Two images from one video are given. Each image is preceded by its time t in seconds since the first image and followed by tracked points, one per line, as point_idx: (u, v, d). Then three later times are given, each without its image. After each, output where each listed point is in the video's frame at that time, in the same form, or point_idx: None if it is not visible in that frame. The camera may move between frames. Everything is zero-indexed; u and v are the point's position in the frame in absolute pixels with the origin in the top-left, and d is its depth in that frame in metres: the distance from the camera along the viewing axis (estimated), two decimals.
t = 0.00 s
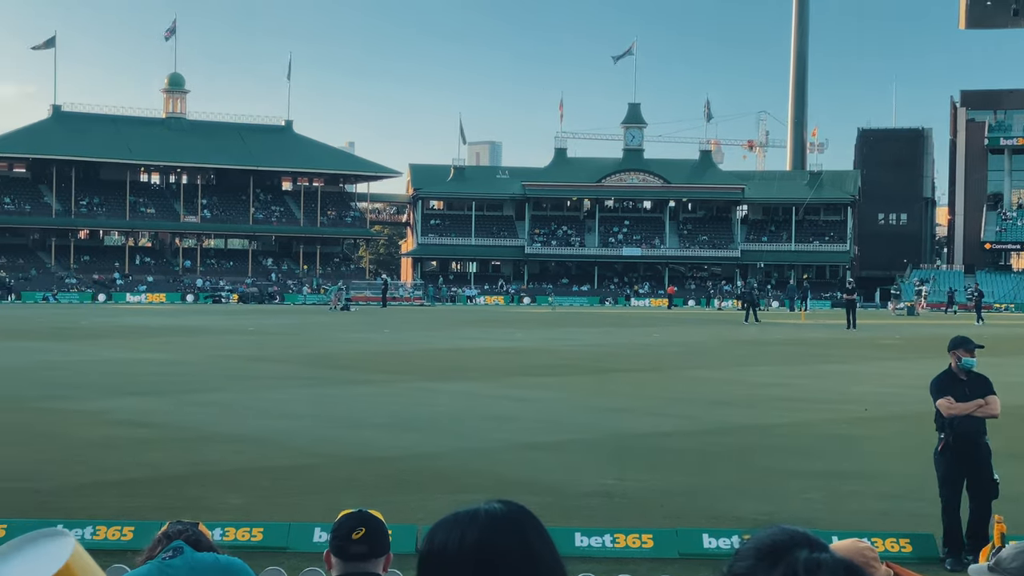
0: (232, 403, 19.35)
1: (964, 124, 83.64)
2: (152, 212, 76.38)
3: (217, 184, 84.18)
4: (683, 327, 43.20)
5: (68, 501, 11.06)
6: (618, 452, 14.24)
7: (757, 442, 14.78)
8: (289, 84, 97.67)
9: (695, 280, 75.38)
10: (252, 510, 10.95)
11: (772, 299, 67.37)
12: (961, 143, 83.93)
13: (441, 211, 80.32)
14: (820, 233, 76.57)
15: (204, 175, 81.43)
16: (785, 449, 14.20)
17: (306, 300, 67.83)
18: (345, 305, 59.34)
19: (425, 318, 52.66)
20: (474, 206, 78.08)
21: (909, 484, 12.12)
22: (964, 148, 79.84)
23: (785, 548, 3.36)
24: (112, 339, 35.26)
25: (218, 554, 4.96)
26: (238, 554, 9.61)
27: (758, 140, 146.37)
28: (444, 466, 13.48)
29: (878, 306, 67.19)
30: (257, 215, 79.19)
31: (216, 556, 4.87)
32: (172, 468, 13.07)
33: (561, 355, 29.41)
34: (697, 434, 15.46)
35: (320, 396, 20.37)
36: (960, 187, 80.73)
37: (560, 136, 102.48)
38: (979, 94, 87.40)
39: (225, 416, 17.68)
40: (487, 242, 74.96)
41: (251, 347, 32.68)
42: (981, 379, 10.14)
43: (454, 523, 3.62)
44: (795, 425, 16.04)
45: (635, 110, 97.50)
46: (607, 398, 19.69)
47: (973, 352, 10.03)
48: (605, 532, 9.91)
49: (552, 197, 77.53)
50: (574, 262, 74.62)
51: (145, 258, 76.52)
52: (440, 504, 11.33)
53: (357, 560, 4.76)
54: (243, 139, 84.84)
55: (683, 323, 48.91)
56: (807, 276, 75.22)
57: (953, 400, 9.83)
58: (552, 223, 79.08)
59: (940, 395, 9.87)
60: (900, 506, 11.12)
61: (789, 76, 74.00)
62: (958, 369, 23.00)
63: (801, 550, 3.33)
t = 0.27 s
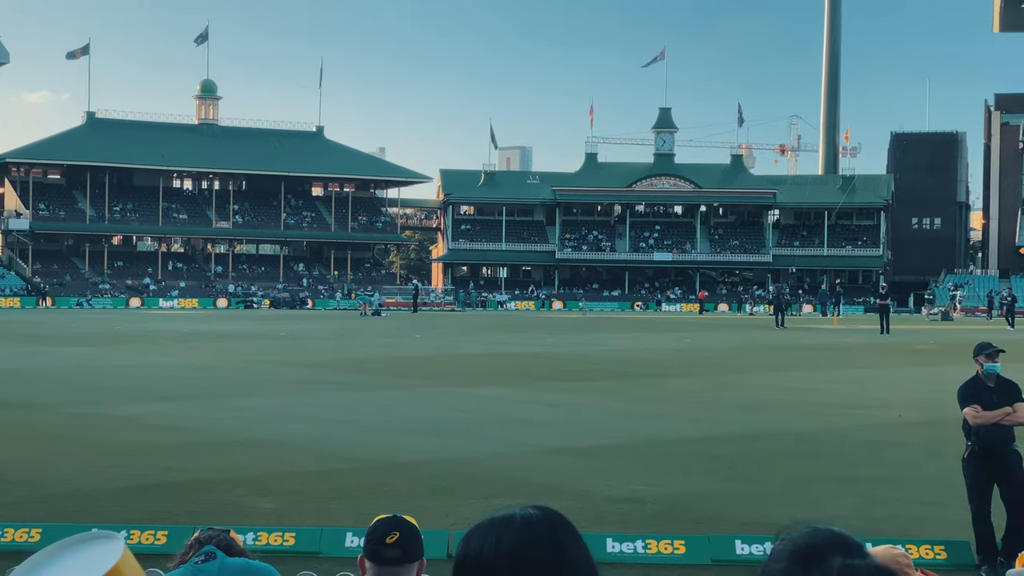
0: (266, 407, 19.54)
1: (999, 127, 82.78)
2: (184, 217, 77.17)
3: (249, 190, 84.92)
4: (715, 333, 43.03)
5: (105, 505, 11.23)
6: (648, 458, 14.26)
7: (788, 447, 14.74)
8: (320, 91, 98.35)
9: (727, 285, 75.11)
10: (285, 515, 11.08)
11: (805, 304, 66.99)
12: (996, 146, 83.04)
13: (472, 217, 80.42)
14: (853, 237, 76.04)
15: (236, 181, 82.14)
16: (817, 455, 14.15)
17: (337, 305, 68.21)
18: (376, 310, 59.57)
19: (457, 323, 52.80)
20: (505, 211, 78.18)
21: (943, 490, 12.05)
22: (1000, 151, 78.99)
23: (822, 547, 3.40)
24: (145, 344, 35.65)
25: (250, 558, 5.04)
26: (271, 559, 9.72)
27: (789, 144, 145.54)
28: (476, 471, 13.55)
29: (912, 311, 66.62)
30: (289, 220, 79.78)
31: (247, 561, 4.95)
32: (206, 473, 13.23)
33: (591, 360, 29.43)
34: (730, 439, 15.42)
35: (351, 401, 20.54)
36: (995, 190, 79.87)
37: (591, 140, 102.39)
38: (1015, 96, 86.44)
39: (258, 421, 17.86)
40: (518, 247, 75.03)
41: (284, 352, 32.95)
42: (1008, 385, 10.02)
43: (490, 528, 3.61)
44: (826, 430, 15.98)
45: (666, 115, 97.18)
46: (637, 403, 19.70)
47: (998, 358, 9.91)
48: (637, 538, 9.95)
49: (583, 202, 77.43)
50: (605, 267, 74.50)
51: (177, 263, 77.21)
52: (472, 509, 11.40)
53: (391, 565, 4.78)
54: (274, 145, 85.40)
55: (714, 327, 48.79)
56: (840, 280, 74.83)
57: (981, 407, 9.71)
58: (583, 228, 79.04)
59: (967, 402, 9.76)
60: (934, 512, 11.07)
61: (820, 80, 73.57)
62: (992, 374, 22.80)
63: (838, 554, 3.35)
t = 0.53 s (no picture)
0: (299, 412, 19.75)
1: None
2: (218, 222, 77.85)
3: (283, 195, 85.51)
4: (747, 338, 42.86)
5: (143, 509, 11.43)
6: (680, 463, 14.28)
7: (820, 453, 14.71)
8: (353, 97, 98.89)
9: (760, 290, 74.71)
10: (319, 519, 11.23)
11: (839, 308, 66.48)
12: None
13: (504, 221, 80.56)
14: (888, 241, 75.41)
15: (270, 187, 82.75)
16: (849, 461, 14.11)
17: (369, 309, 68.54)
18: (408, 315, 59.77)
19: (488, 328, 52.90)
20: (537, 216, 78.16)
21: (977, 496, 11.99)
22: None
23: (858, 549, 3.44)
24: (180, 349, 36.07)
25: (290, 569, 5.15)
26: (305, 564, 9.86)
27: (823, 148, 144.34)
28: (508, 476, 13.65)
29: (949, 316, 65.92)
30: (321, 225, 80.29)
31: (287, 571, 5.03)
32: (242, 477, 13.43)
33: (623, 365, 29.45)
34: (761, 445, 15.41)
35: (384, 406, 20.72)
36: None
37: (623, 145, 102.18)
38: None
39: (292, 425, 18.07)
40: (550, 252, 74.97)
41: (317, 357, 33.22)
42: None
43: (524, 533, 3.58)
44: (859, 436, 15.94)
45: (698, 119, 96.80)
46: (668, 408, 19.71)
47: None
48: (670, 543, 10.00)
49: (615, 206, 77.29)
50: (637, 271, 74.32)
51: (211, 268, 77.87)
52: (505, 514, 11.50)
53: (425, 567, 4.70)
54: (307, 151, 85.97)
55: (747, 332, 48.56)
56: (875, 285, 74.35)
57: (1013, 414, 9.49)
58: (615, 232, 78.85)
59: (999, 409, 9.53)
60: (968, 518, 11.03)
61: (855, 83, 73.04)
62: None
63: (878, 562, 3.38)
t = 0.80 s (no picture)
0: (334, 416, 19.96)
1: None
2: (252, 227, 78.57)
3: (316, 200, 86.16)
4: (781, 342, 42.72)
5: (181, 512, 11.65)
6: (712, 467, 14.30)
7: (854, 457, 14.67)
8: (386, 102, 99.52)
9: (793, 294, 74.38)
10: (355, 523, 11.38)
11: (873, 312, 66.00)
12: None
13: (536, 226, 80.60)
14: (923, 245, 74.80)
15: (303, 192, 83.41)
16: (883, 465, 14.06)
17: (402, 314, 69.03)
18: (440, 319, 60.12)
19: (520, 332, 53.07)
20: (570, 221, 78.18)
21: (1013, 503, 11.90)
22: None
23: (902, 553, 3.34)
24: (216, 353, 36.46)
25: None
26: (341, 566, 10.00)
27: (859, 152, 143.09)
28: (540, 480, 13.75)
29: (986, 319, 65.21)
30: (354, 230, 80.86)
31: None
32: (278, 481, 13.63)
33: (656, 369, 29.45)
34: (794, 449, 15.41)
35: (418, 410, 20.89)
36: None
37: (656, 150, 101.94)
38: None
39: (326, 429, 18.28)
40: (583, 256, 74.97)
41: (350, 361, 33.50)
42: None
43: (561, 537, 3.55)
44: (893, 440, 15.87)
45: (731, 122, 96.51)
46: (701, 412, 19.71)
47: None
48: (704, 549, 10.04)
49: (647, 210, 77.21)
50: (669, 276, 74.17)
51: (245, 272, 78.60)
52: (538, 518, 11.60)
53: (460, 572, 4.82)
54: (339, 156, 86.64)
55: (781, 336, 48.29)
56: (910, 289, 74.00)
57: None
58: (647, 237, 78.72)
59: None
60: (1004, 524, 10.97)
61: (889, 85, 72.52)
62: None
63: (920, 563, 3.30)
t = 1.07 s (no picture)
0: (368, 420, 20.17)
1: None
2: (285, 231, 79.23)
3: (348, 205, 86.70)
4: (814, 346, 42.48)
5: (219, 515, 11.85)
6: (745, 472, 14.32)
7: (888, 462, 14.63)
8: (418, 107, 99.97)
9: (827, 298, 73.98)
10: (389, 526, 11.52)
11: (908, 316, 65.49)
12: None
13: (568, 229, 80.37)
14: (958, 249, 74.28)
15: (336, 196, 83.98)
16: (917, 470, 14.01)
17: (434, 318, 69.18)
18: (471, 324, 60.24)
19: (552, 336, 53.05)
20: (602, 224, 78.08)
21: None
22: None
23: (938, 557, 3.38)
24: (251, 357, 36.82)
25: None
26: (376, 570, 10.14)
27: (893, 155, 141.95)
28: (572, 484, 13.83)
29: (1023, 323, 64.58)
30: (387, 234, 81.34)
31: None
32: (313, 484, 13.82)
33: (687, 373, 29.43)
34: (827, 454, 15.37)
35: (449, 414, 21.04)
36: None
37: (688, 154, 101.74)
38: None
39: (360, 433, 18.48)
40: (615, 260, 74.81)
41: (382, 365, 33.73)
42: None
43: (600, 541, 3.60)
44: (927, 445, 15.80)
45: (763, 126, 95.99)
46: (732, 416, 19.71)
47: None
48: (738, 554, 10.07)
49: (679, 214, 77.04)
50: (702, 280, 73.93)
51: (278, 277, 79.22)
52: (570, 522, 11.68)
53: None
54: (372, 161, 87.06)
55: (814, 341, 48.05)
56: (944, 293, 73.69)
57: None
58: (680, 240, 78.52)
59: None
60: None
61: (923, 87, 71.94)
62: None
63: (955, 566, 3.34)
